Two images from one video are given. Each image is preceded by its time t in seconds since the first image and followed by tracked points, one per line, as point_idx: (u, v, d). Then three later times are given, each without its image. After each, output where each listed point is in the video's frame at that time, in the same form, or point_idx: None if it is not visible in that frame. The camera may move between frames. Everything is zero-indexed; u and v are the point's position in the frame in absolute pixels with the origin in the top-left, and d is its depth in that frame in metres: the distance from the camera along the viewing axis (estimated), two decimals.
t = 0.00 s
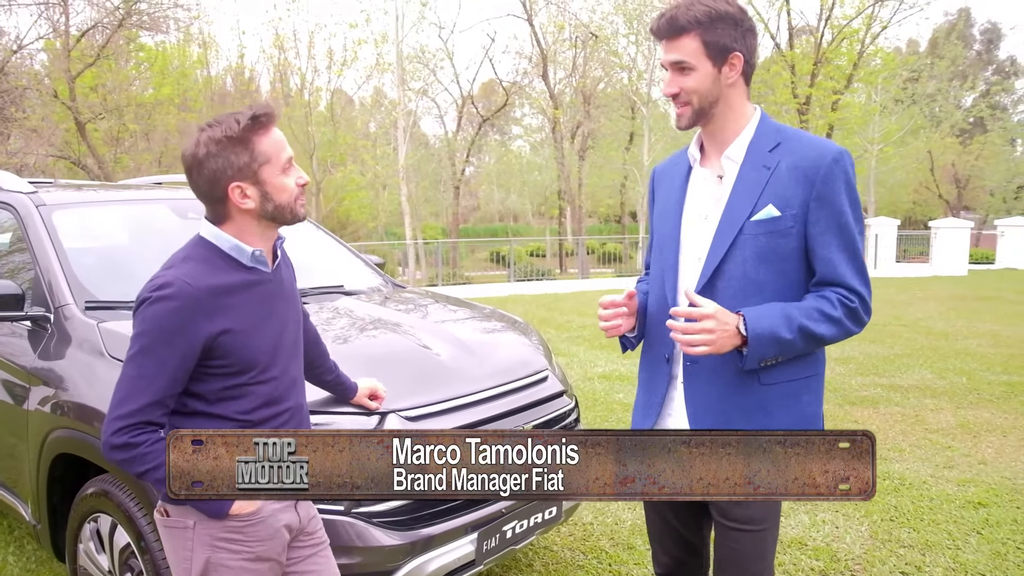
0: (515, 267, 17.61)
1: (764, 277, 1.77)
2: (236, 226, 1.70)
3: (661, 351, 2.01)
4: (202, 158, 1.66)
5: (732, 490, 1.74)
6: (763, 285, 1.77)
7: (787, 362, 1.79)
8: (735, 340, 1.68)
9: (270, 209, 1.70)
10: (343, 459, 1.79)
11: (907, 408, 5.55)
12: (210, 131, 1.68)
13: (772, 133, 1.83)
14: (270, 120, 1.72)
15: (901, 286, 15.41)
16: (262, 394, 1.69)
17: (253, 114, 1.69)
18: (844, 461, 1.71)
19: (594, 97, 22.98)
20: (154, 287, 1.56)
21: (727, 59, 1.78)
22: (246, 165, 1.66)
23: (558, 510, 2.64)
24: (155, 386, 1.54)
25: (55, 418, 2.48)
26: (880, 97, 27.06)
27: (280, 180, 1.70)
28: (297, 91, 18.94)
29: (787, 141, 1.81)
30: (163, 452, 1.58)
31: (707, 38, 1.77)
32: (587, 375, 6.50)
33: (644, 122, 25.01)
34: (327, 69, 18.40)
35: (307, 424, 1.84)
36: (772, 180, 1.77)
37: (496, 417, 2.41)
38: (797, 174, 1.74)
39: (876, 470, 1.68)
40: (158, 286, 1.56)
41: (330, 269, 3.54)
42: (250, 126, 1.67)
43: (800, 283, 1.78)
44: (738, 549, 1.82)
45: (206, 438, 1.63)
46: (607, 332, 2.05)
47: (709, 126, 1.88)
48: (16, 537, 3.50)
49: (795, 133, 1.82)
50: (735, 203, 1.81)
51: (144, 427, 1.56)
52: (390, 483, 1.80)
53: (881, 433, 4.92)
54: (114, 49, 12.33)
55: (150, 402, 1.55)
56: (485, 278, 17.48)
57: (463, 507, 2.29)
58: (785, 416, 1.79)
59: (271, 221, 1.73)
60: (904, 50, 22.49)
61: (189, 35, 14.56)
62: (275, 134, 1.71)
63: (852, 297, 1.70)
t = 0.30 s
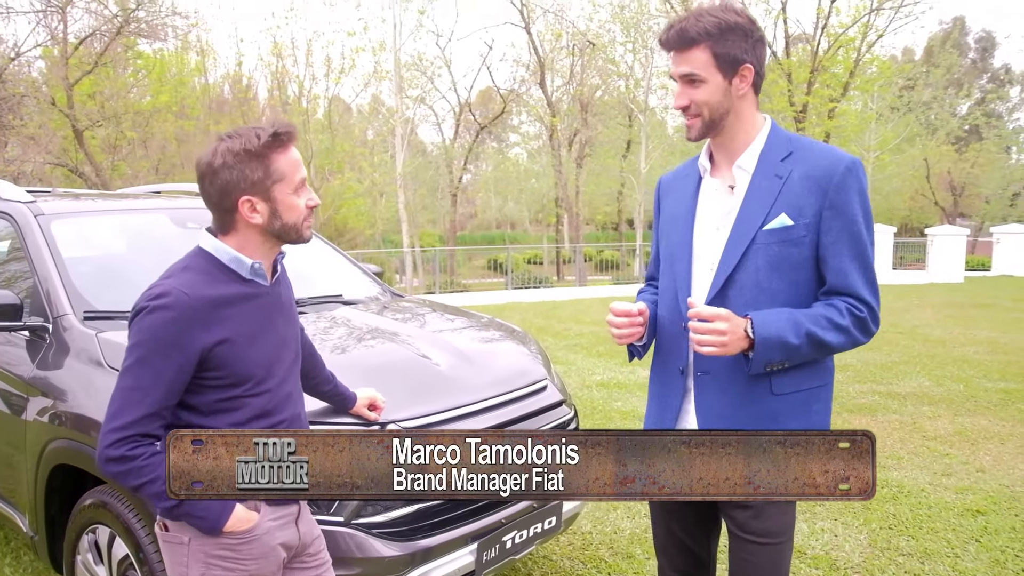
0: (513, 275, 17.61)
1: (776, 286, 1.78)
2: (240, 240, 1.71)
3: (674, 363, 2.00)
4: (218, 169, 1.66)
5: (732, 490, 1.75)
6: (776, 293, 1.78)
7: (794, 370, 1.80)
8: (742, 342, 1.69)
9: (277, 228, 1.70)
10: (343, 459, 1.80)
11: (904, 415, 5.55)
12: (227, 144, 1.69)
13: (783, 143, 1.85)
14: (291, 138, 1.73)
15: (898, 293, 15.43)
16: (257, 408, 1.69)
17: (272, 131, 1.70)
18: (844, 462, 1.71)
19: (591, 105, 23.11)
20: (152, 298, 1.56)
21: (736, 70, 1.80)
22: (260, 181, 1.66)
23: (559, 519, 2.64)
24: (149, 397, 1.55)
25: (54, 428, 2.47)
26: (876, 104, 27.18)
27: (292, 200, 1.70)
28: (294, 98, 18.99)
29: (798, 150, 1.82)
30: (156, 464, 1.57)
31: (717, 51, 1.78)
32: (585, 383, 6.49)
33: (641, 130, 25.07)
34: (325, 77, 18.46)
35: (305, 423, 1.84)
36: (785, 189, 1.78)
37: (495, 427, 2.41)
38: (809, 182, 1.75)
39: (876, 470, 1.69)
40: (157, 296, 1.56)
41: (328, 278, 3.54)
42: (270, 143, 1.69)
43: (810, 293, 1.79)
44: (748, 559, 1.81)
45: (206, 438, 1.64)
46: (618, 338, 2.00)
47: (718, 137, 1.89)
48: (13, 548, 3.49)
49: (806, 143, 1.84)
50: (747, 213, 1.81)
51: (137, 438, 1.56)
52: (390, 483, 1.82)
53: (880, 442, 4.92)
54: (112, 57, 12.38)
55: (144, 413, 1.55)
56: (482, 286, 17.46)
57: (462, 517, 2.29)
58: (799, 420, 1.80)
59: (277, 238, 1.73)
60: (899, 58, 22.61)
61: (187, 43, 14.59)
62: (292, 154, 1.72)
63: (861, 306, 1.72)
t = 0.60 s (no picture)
0: (510, 279, 17.62)
1: (783, 291, 1.78)
2: (246, 247, 1.71)
3: (680, 368, 2.01)
4: (227, 175, 1.67)
5: (732, 490, 1.76)
6: (782, 299, 1.79)
7: (809, 376, 1.79)
8: (760, 355, 1.69)
9: (284, 237, 1.70)
10: (343, 459, 1.82)
11: (902, 419, 5.56)
12: (237, 149, 1.70)
13: (789, 147, 1.85)
14: (303, 148, 1.74)
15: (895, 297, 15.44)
16: (258, 415, 1.69)
17: (284, 140, 1.71)
18: (844, 462, 1.72)
19: (588, 109, 23.20)
20: (151, 305, 1.57)
21: (735, 74, 1.81)
22: (270, 190, 1.67)
23: (558, 523, 2.64)
24: (148, 405, 1.55)
25: (51, 433, 2.47)
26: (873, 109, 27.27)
27: (301, 211, 1.71)
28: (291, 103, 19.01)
29: (803, 154, 1.83)
30: (155, 473, 1.57)
31: (715, 54, 1.79)
32: (583, 387, 6.49)
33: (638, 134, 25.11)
34: (323, 81, 18.48)
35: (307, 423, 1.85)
36: (790, 194, 1.78)
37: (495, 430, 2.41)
38: (815, 187, 1.76)
39: (876, 470, 1.70)
40: (157, 304, 1.56)
41: (327, 282, 3.54)
42: (280, 151, 1.69)
43: (818, 298, 1.80)
44: (753, 563, 1.81)
45: (206, 437, 1.64)
46: (631, 349, 2.01)
47: (720, 142, 1.90)
48: (9, 554, 3.47)
49: (812, 147, 1.84)
50: (753, 218, 1.82)
51: (137, 446, 1.57)
52: (390, 483, 1.84)
53: (878, 445, 4.92)
54: (108, 61, 12.38)
55: (143, 422, 1.55)
56: (479, 290, 17.43)
57: (462, 521, 2.29)
58: (807, 422, 1.79)
59: (282, 247, 1.73)
60: (895, 63, 22.71)
61: (184, 47, 14.58)
62: (303, 165, 1.72)
63: (874, 310, 1.73)
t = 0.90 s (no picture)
0: (506, 276, 17.64)
1: (774, 290, 1.78)
2: (242, 242, 1.70)
3: (670, 363, 2.02)
4: (217, 171, 1.65)
5: (732, 490, 1.76)
6: (772, 299, 1.79)
7: (800, 375, 1.79)
8: (736, 357, 1.72)
9: (279, 229, 1.69)
10: (343, 459, 1.82)
11: (896, 419, 5.58)
12: (224, 145, 1.69)
13: (784, 145, 1.84)
14: (291, 138, 1.72)
15: (890, 297, 15.49)
16: (259, 411, 1.68)
17: (270, 131, 1.69)
18: (843, 461, 1.72)
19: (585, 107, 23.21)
20: (149, 301, 1.55)
21: (713, 75, 1.80)
22: (262, 182, 1.66)
23: (553, 521, 2.64)
24: (149, 401, 1.54)
25: (44, 428, 2.45)
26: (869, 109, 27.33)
27: (294, 201, 1.70)
28: (288, 98, 18.94)
29: (798, 153, 1.82)
30: (156, 469, 1.56)
31: (690, 60, 1.80)
32: (578, 385, 6.49)
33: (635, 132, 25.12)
34: (319, 77, 18.42)
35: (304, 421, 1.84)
36: (782, 193, 1.78)
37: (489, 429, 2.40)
38: (806, 187, 1.75)
39: (875, 470, 1.70)
40: (155, 300, 1.55)
41: (323, 279, 3.52)
42: (268, 144, 1.68)
43: (809, 297, 1.79)
44: (747, 561, 1.81)
45: (205, 438, 1.63)
46: (627, 345, 2.03)
47: (713, 143, 1.91)
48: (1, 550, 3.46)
49: (807, 146, 1.83)
50: (746, 215, 1.82)
51: (138, 443, 1.55)
52: (390, 482, 1.83)
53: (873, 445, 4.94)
54: (103, 56, 12.31)
55: (144, 418, 1.54)
56: (475, 287, 17.45)
57: (456, 519, 2.29)
58: (800, 421, 1.80)
59: (277, 240, 1.72)
60: (892, 62, 22.73)
61: (181, 42, 14.48)
62: (292, 154, 1.71)
63: (861, 312, 1.72)
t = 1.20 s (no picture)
0: (519, 281, 17.67)
1: (771, 299, 1.76)
2: (245, 247, 1.70)
3: (667, 368, 2.02)
4: (222, 175, 1.66)
5: (732, 490, 1.75)
6: (769, 309, 1.77)
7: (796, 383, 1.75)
8: (720, 363, 1.72)
9: (281, 234, 1.70)
10: (343, 459, 1.82)
11: (909, 430, 5.50)
12: (229, 150, 1.70)
13: (786, 154, 1.82)
14: (295, 144, 1.74)
15: (906, 306, 15.31)
16: (261, 414, 1.69)
17: (275, 137, 1.71)
18: (844, 461, 1.71)
19: (600, 112, 23.18)
20: (153, 306, 1.56)
21: (713, 89, 1.79)
22: (266, 187, 1.66)
23: (557, 528, 2.62)
24: (153, 406, 1.55)
25: (52, 427, 2.48)
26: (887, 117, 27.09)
27: (297, 207, 1.71)
28: (304, 101, 19.10)
29: (799, 162, 1.80)
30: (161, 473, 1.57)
31: (689, 74, 1.80)
32: (588, 391, 6.46)
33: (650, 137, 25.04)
34: (335, 80, 18.58)
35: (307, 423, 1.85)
36: (780, 202, 1.76)
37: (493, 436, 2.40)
38: (804, 196, 1.73)
39: (876, 471, 1.69)
40: (159, 306, 1.56)
41: (333, 283, 3.54)
42: (272, 149, 1.69)
43: (807, 307, 1.76)
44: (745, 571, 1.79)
45: (206, 438, 1.63)
46: (626, 350, 2.01)
47: (716, 154, 1.90)
48: (11, 545, 3.50)
49: (808, 155, 1.80)
50: (744, 224, 1.80)
51: (143, 447, 1.56)
52: (390, 483, 1.84)
53: (885, 457, 4.86)
54: (123, 57, 12.47)
55: (149, 423, 1.55)
56: (488, 291, 17.46)
57: (459, 525, 2.28)
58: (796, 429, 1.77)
59: (279, 245, 1.73)
60: (911, 69, 22.49)
61: (200, 44, 14.62)
62: (295, 160, 1.71)
63: (855, 324, 1.67)
